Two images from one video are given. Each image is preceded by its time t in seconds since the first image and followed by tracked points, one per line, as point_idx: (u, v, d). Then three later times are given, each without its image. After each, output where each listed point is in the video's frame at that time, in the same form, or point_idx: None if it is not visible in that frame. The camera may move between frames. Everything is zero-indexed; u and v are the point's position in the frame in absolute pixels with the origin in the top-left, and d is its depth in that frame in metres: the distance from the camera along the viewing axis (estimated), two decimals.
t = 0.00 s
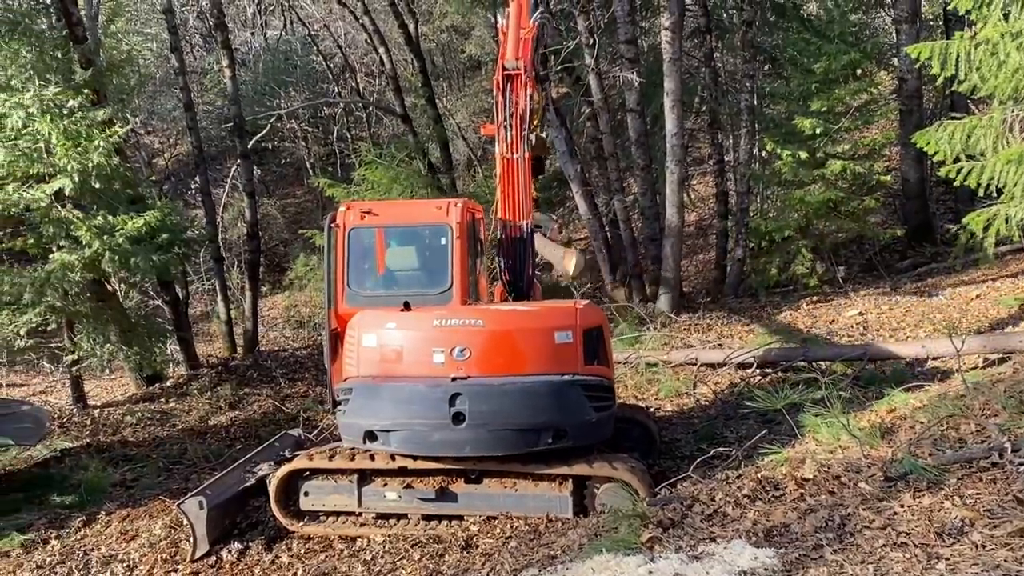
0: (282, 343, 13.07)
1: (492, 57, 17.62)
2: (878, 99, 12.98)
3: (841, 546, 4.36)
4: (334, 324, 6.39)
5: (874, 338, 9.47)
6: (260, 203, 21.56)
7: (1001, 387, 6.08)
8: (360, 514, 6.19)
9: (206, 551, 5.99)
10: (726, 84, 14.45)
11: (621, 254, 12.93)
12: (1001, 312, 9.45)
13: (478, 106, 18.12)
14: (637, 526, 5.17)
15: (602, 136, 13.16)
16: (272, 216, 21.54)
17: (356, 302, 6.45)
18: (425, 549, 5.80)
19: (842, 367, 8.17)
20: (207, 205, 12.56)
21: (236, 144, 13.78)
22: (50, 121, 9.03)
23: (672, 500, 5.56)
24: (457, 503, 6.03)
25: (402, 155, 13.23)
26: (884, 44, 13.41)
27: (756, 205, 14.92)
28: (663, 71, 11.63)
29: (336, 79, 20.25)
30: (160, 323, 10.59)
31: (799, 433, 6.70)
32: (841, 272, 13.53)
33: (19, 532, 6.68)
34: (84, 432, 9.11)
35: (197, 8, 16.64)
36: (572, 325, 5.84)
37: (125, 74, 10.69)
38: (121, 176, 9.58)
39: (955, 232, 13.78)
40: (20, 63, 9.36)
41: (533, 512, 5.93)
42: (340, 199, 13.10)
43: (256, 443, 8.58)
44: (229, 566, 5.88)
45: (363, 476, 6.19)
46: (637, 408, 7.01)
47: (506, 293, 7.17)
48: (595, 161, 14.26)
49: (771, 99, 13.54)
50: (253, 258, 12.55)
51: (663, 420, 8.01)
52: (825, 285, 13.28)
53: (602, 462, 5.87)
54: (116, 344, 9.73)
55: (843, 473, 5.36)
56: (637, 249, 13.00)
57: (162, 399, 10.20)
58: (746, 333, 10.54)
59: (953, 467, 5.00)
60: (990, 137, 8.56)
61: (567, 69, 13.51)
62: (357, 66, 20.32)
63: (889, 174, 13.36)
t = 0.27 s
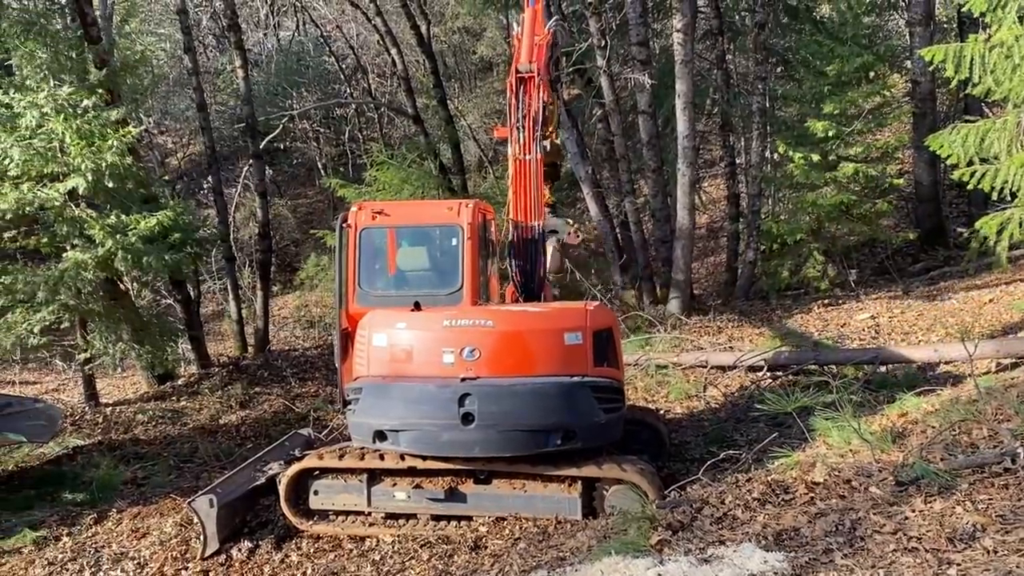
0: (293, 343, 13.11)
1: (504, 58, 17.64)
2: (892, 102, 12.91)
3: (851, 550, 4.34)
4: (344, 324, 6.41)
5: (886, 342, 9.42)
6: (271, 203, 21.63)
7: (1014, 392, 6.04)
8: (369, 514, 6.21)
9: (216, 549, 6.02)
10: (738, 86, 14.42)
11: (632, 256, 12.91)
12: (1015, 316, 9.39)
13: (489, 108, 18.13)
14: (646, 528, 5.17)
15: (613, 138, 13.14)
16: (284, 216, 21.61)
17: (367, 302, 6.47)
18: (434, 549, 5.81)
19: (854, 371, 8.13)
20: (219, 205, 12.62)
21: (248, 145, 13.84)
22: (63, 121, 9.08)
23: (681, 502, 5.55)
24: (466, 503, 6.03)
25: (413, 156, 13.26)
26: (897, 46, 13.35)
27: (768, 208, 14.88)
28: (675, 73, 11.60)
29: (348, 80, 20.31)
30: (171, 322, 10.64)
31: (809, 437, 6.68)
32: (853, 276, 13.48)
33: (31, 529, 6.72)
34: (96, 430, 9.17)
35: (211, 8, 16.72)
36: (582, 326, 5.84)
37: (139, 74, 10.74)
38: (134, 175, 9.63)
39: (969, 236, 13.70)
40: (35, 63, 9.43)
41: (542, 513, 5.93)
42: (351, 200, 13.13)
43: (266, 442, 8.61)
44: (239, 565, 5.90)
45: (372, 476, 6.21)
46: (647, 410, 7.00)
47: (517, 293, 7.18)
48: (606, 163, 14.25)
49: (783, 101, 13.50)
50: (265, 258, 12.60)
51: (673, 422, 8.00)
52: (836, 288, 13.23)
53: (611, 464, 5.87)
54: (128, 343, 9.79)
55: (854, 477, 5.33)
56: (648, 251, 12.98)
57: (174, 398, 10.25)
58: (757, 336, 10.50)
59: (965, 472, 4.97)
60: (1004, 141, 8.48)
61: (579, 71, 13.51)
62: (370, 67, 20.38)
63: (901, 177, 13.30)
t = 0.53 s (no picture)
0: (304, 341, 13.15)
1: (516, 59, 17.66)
2: (906, 104, 12.84)
3: (862, 554, 4.32)
4: (356, 322, 6.43)
5: (899, 346, 9.37)
6: (284, 202, 21.71)
7: None
8: (379, 512, 6.22)
9: (227, 546, 6.04)
10: (751, 88, 14.38)
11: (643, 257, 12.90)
12: None
13: (501, 108, 18.13)
14: (655, 530, 5.16)
15: (625, 139, 13.13)
16: (296, 216, 21.69)
17: (379, 301, 6.49)
18: (443, 549, 5.81)
19: (865, 374, 8.09)
20: (232, 205, 12.68)
21: (261, 144, 13.89)
22: (78, 120, 9.16)
23: (691, 504, 5.53)
24: (475, 503, 6.04)
25: (425, 156, 13.28)
26: (912, 49, 13.28)
27: (780, 209, 14.82)
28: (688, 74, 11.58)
29: (361, 80, 20.36)
30: (184, 320, 10.70)
31: (820, 440, 6.66)
32: (866, 279, 13.42)
33: (44, 525, 6.77)
34: (109, 427, 9.22)
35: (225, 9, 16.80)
36: (593, 327, 5.83)
37: (153, 74, 10.80)
38: (148, 174, 9.68)
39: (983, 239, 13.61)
40: (51, 62, 9.49)
41: (551, 514, 5.93)
42: (363, 200, 13.17)
43: (277, 440, 8.65)
44: (250, 563, 5.92)
45: (382, 474, 6.22)
46: (657, 412, 6.98)
47: (528, 293, 7.18)
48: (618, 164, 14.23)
49: (796, 103, 13.45)
50: (277, 257, 12.65)
51: (683, 424, 7.98)
52: (849, 291, 13.17)
53: (621, 465, 5.86)
54: (141, 341, 9.84)
55: (866, 481, 5.31)
56: (660, 253, 12.96)
57: (185, 396, 10.30)
58: (769, 339, 10.47)
59: (977, 476, 4.94)
60: (1019, 143, 8.37)
61: (591, 72, 13.50)
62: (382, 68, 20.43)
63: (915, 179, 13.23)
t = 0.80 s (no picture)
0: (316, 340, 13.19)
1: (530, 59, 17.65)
2: (921, 106, 12.76)
3: (873, 558, 4.30)
4: (370, 322, 6.44)
5: (912, 349, 9.31)
6: (297, 201, 21.78)
7: None
8: (390, 511, 6.25)
9: (238, 543, 6.06)
10: (765, 88, 14.33)
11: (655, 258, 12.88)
12: None
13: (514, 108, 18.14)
14: (666, 531, 5.15)
15: (638, 139, 13.10)
16: (308, 214, 21.76)
17: (392, 300, 6.50)
18: (453, 548, 5.82)
19: (878, 377, 8.04)
20: (246, 203, 12.73)
21: (275, 143, 13.95)
22: (94, 118, 9.23)
23: (701, 506, 5.52)
24: (485, 503, 6.05)
25: (438, 156, 13.30)
26: (927, 50, 13.20)
27: (794, 211, 14.76)
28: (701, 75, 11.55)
29: (374, 79, 20.41)
30: (197, 318, 10.76)
31: (832, 443, 6.62)
32: (879, 281, 13.35)
33: (57, 519, 6.83)
34: (122, 423, 9.28)
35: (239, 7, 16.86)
36: (609, 327, 5.83)
37: (168, 72, 10.85)
38: (162, 172, 9.73)
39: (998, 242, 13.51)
40: (67, 60, 9.55)
41: (561, 514, 5.93)
42: (376, 199, 13.20)
43: (288, 438, 8.68)
44: (260, 559, 5.94)
45: (393, 473, 6.24)
46: (668, 413, 6.96)
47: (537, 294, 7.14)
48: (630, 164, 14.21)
49: (810, 104, 13.39)
50: (289, 255, 12.69)
51: (694, 426, 7.96)
52: (862, 293, 13.10)
53: (632, 467, 5.86)
54: (154, 338, 9.89)
55: (878, 484, 5.28)
56: (672, 254, 12.93)
57: (198, 392, 10.35)
58: (781, 341, 10.43)
59: (991, 481, 4.91)
60: None
61: (604, 72, 13.48)
62: (396, 67, 20.47)
63: (930, 182, 13.14)
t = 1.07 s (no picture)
0: (330, 337, 13.23)
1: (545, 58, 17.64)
2: (939, 107, 12.66)
3: (888, 561, 4.28)
4: (389, 321, 6.43)
5: (928, 352, 9.25)
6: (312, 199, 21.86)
7: None
8: (402, 509, 6.25)
9: (251, 539, 6.09)
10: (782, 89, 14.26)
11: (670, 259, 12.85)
12: None
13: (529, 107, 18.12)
14: (679, 532, 5.13)
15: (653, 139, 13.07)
16: (323, 212, 21.84)
17: (412, 299, 6.50)
18: (465, 547, 5.83)
19: (893, 380, 7.98)
20: (261, 200, 12.78)
21: (290, 141, 14.00)
22: (112, 115, 9.29)
23: (714, 507, 5.49)
24: (497, 502, 6.04)
25: (452, 154, 13.31)
26: (946, 51, 13.10)
27: (809, 212, 14.68)
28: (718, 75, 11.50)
29: (390, 78, 20.45)
30: (212, 314, 10.81)
31: (847, 445, 6.58)
32: (896, 283, 13.25)
33: (72, 513, 6.88)
34: (137, 418, 9.34)
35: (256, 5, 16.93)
36: (632, 327, 5.83)
37: (186, 70, 10.91)
38: (178, 168, 9.78)
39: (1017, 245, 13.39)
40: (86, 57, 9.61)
41: (573, 514, 5.92)
42: (390, 197, 13.22)
43: (301, 435, 8.71)
44: (273, 555, 5.96)
45: (405, 471, 6.25)
46: (681, 414, 6.94)
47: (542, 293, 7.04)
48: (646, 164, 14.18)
49: (827, 105, 13.31)
50: (304, 253, 12.74)
51: (708, 427, 7.93)
52: (877, 296, 13.02)
53: (645, 468, 5.84)
54: (169, 334, 9.96)
55: (893, 488, 5.25)
56: (686, 254, 12.90)
57: (212, 388, 10.41)
58: (796, 342, 10.38)
59: (1007, 486, 4.87)
60: None
61: (620, 71, 13.45)
62: (411, 66, 20.50)
63: (947, 184, 13.03)
